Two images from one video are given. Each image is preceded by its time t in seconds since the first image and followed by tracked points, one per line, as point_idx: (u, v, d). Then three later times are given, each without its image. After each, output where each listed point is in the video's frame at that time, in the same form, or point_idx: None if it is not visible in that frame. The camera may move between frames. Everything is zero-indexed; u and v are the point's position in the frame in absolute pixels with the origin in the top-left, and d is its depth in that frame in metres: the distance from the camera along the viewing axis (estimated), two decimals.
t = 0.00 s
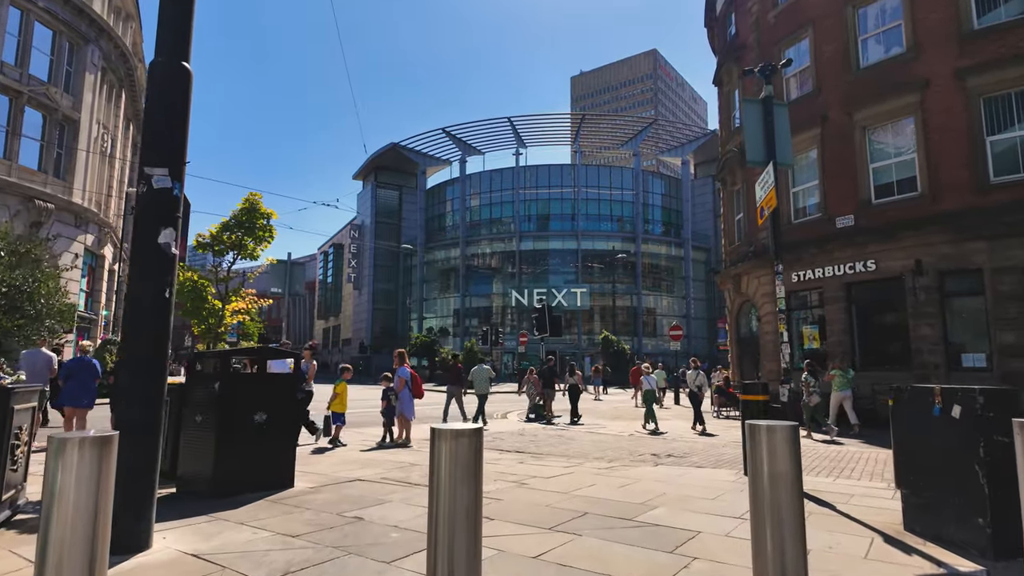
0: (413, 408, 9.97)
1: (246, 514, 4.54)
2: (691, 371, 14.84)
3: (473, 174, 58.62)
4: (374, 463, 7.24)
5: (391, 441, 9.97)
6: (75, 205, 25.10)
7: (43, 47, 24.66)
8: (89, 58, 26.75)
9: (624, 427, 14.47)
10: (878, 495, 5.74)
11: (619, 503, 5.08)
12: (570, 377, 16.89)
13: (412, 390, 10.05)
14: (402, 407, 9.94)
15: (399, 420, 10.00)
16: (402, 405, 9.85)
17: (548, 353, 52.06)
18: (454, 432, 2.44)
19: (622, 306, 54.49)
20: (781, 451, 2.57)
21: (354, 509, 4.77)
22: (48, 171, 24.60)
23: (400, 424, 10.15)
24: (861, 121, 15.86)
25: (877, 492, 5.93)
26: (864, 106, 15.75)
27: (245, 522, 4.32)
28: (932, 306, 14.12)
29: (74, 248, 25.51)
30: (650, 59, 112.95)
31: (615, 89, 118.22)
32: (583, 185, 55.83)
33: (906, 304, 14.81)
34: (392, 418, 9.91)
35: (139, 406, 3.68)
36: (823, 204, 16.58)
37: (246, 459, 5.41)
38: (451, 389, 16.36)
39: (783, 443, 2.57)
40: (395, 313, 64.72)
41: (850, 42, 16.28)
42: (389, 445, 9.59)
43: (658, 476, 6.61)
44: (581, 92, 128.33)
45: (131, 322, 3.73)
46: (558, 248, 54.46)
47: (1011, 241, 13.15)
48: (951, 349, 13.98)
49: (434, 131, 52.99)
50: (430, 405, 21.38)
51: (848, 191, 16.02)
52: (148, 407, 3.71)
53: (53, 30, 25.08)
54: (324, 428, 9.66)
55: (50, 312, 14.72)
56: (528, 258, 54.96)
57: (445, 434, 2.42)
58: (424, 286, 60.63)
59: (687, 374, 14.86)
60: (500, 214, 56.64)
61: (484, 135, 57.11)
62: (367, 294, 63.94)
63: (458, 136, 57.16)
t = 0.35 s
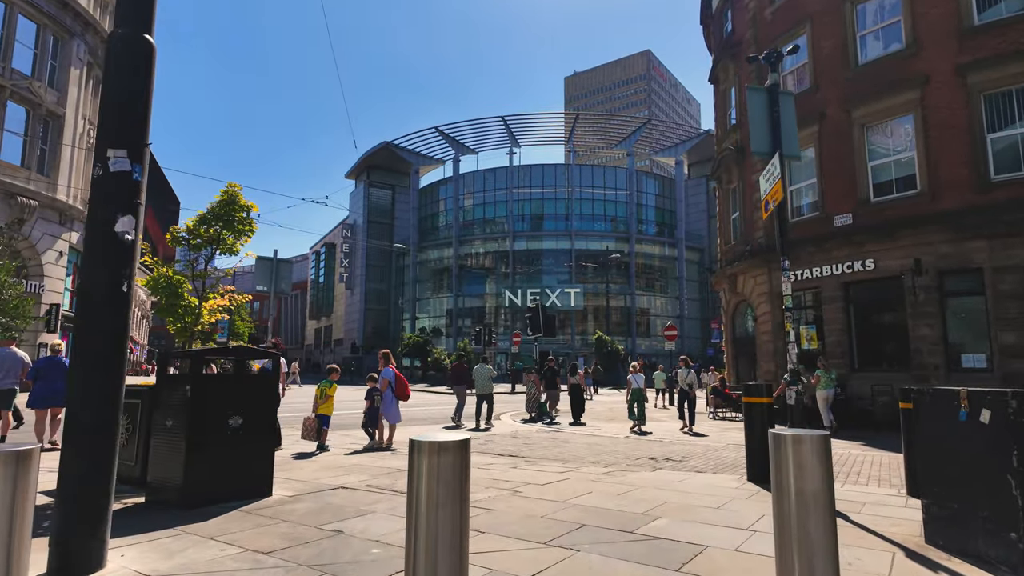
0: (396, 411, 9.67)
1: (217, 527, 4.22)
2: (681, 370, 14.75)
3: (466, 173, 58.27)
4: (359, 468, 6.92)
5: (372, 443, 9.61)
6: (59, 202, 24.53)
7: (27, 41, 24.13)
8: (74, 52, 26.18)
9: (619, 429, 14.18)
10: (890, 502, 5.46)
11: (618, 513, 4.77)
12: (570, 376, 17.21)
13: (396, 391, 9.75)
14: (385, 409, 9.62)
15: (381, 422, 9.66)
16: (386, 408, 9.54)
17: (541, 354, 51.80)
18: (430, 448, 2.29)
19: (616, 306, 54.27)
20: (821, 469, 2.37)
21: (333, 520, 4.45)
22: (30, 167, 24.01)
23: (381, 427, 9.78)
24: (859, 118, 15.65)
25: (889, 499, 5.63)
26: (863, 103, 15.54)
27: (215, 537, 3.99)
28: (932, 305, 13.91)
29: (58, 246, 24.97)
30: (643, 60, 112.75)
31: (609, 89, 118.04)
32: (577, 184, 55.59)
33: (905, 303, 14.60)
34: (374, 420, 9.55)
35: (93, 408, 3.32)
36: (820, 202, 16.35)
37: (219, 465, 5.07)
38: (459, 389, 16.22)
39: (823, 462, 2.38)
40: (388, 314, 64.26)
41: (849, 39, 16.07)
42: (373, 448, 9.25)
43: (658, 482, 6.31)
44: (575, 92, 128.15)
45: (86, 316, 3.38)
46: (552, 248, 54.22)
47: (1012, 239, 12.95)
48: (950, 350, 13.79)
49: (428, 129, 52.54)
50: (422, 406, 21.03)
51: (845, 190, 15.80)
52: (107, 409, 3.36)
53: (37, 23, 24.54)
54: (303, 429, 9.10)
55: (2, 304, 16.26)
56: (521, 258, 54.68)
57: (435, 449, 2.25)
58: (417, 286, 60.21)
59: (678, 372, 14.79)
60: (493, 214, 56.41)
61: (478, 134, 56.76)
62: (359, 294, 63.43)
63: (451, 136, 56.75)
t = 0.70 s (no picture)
0: (376, 413, 9.32)
1: (177, 542, 3.86)
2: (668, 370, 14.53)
3: (459, 172, 57.88)
4: (342, 473, 6.55)
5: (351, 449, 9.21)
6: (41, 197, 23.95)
7: (8, 33, 23.54)
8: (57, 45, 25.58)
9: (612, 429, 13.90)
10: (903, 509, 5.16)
11: (615, 523, 4.42)
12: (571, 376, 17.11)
13: (373, 393, 9.28)
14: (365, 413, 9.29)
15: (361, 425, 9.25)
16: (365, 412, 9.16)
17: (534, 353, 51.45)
18: (399, 464, 2.28)
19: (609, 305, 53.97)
20: (860, 490, 2.74)
21: (306, 534, 4.08)
22: (11, 161, 23.43)
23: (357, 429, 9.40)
24: (857, 114, 15.38)
25: (903, 506, 5.31)
26: (861, 97, 15.27)
27: (172, 554, 3.62)
28: (932, 303, 13.67)
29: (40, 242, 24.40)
30: (637, 60, 112.56)
31: (602, 89, 117.84)
32: (570, 183, 55.31)
33: (903, 301, 14.36)
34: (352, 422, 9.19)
35: (26, 406, 2.95)
36: (818, 199, 16.08)
37: (184, 472, 4.68)
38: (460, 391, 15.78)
39: (862, 480, 2.75)
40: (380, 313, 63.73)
41: (846, 33, 15.79)
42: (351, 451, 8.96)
43: (657, 487, 5.97)
44: (568, 92, 127.89)
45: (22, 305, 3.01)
46: (545, 246, 53.93)
47: (1012, 236, 12.73)
48: (950, 348, 13.55)
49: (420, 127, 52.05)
50: (414, 406, 20.68)
51: (843, 185, 15.55)
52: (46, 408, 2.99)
53: (18, 15, 23.96)
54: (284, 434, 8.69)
55: None
56: (514, 258, 54.32)
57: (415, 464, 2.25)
58: (409, 285, 59.70)
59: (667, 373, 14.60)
60: (486, 213, 56.07)
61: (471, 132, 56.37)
62: (351, 293, 62.85)
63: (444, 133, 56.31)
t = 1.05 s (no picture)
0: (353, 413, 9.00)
1: (140, 559, 3.54)
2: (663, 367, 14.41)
3: (458, 170, 57.52)
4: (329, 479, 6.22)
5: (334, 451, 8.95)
6: (33, 195, 23.54)
7: None
8: (48, 40, 25.17)
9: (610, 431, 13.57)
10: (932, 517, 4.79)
11: (618, 535, 4.08)
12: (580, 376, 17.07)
13: (351, 392, 8.95)
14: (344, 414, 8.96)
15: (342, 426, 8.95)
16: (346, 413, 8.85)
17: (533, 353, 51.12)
18: (360, 485, 2.32)
19: (608, 305, 53.59)
20: (928, 518, 2.79)
21: (281, 549, 3.71)
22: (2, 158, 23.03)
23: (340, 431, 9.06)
24: (863, 107, 15.02)
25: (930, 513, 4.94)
26: (866, 90, 14.93)
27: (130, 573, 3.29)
28: (940, 301, 13.32)
29: (32, 240, 24.02)
30: (635, 59, 112.10)
31: (601, 89, 117.46)
32: (569, 182, 55.00)
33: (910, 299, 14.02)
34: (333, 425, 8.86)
35: None
36: (822, 194, 15.73)
37: (153, 479, 4.32)
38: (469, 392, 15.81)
39: (930, 506, 2.80)
40: (378, 312, 63.35)
41: (851, 25, 15.45)
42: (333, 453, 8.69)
43: (662, 493, 5.62)
44: (567, 92, 127.53)
45: None
46: (544, 245, 53.63)
47: None
48: (959, 347, 13.21)
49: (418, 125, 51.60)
50: (410, 406, 20.34)
51: (848, 180, 15.19)
52: None
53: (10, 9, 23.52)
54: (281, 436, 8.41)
55: None
56: (513, 257, 53.98)
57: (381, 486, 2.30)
58: (407, 284, 59.30)
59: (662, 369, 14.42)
60: (484, 212, 55.77)
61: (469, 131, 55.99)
62: (348, 292, 62.45)
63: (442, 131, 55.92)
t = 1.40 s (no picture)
0: (326, 414, 8.62)
1: None
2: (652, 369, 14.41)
3: (453, 169, 57.13)
4: (311, 487, 5.87)
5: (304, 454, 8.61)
6: (18, 192, 23.09)
7: None
8: (35, 34, 24.70)
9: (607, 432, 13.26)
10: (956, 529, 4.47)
11: (620, 553, 3.72)
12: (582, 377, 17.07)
13: (325, 393, 8.62)
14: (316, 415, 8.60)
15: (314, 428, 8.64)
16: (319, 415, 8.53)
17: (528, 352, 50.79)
18: (282, 546, 1.95)
19: (604, 305, 53.25)
20: None
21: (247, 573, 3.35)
22: None
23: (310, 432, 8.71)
24: (865, 102, 14.73)
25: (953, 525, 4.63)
26: (868, 85, 14.64)
27: None
28: (945, 301, 13.04)
29: (19, 238, 23.58)
30: (631, 59, 111.80)
31: (597, 88, 117.13)
32: (565, 181, 54.70)
33: (913, 298, 13.74)
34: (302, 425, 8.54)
35: None
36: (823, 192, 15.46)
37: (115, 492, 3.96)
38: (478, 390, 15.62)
39: None
40: (372, 312, 62.89)
41: (854, 19, 15.14)
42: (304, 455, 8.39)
43: (665, 504, 5.26)
44: (563, 91, 127.17)
45: None
46: (540, 245, 53.29)
47: None
48: (964, 347, 12.93)
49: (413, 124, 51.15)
50: (404, 407, 19.99)
51: (849, 176, 14.93)
52: None
53: None
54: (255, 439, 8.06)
55: None
56: (508, 256, 53.63)
57: (318, 548, 1.92)
58: (402, 284, 58.88)
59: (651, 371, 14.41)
60: (479, 211, 55.42)
61: (464, 129, 55.60)
62: (342, 292, 62.00)
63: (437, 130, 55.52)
